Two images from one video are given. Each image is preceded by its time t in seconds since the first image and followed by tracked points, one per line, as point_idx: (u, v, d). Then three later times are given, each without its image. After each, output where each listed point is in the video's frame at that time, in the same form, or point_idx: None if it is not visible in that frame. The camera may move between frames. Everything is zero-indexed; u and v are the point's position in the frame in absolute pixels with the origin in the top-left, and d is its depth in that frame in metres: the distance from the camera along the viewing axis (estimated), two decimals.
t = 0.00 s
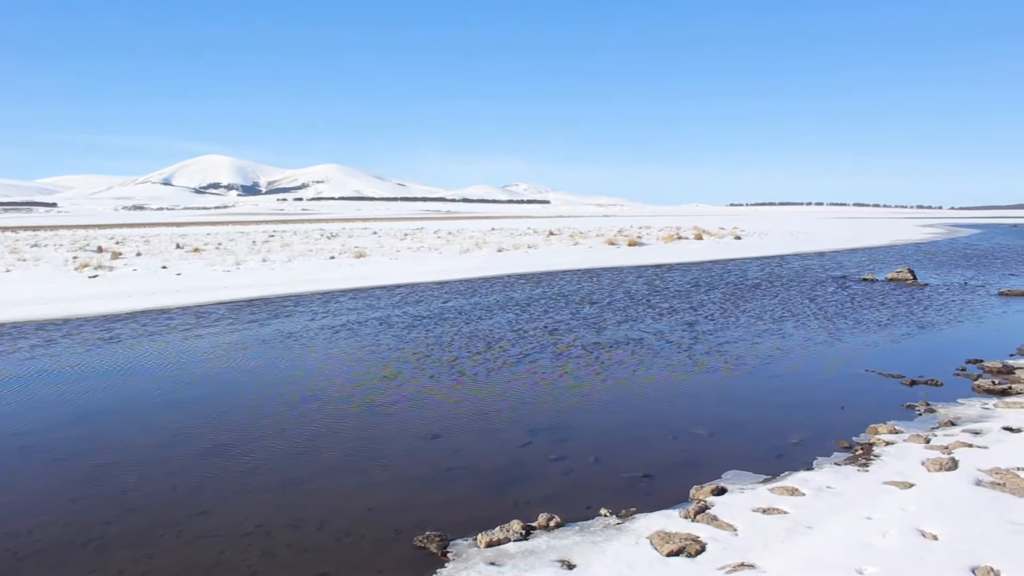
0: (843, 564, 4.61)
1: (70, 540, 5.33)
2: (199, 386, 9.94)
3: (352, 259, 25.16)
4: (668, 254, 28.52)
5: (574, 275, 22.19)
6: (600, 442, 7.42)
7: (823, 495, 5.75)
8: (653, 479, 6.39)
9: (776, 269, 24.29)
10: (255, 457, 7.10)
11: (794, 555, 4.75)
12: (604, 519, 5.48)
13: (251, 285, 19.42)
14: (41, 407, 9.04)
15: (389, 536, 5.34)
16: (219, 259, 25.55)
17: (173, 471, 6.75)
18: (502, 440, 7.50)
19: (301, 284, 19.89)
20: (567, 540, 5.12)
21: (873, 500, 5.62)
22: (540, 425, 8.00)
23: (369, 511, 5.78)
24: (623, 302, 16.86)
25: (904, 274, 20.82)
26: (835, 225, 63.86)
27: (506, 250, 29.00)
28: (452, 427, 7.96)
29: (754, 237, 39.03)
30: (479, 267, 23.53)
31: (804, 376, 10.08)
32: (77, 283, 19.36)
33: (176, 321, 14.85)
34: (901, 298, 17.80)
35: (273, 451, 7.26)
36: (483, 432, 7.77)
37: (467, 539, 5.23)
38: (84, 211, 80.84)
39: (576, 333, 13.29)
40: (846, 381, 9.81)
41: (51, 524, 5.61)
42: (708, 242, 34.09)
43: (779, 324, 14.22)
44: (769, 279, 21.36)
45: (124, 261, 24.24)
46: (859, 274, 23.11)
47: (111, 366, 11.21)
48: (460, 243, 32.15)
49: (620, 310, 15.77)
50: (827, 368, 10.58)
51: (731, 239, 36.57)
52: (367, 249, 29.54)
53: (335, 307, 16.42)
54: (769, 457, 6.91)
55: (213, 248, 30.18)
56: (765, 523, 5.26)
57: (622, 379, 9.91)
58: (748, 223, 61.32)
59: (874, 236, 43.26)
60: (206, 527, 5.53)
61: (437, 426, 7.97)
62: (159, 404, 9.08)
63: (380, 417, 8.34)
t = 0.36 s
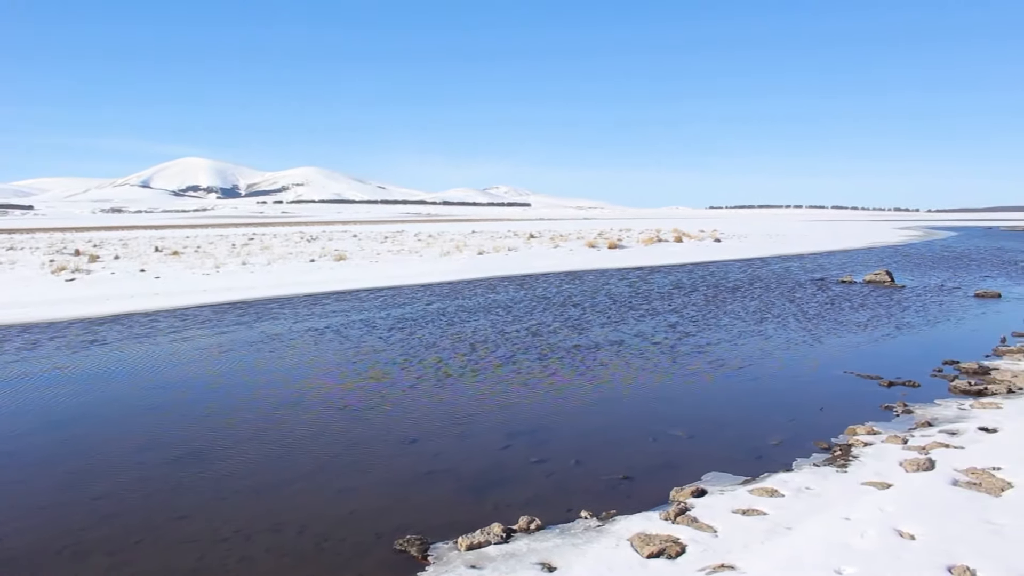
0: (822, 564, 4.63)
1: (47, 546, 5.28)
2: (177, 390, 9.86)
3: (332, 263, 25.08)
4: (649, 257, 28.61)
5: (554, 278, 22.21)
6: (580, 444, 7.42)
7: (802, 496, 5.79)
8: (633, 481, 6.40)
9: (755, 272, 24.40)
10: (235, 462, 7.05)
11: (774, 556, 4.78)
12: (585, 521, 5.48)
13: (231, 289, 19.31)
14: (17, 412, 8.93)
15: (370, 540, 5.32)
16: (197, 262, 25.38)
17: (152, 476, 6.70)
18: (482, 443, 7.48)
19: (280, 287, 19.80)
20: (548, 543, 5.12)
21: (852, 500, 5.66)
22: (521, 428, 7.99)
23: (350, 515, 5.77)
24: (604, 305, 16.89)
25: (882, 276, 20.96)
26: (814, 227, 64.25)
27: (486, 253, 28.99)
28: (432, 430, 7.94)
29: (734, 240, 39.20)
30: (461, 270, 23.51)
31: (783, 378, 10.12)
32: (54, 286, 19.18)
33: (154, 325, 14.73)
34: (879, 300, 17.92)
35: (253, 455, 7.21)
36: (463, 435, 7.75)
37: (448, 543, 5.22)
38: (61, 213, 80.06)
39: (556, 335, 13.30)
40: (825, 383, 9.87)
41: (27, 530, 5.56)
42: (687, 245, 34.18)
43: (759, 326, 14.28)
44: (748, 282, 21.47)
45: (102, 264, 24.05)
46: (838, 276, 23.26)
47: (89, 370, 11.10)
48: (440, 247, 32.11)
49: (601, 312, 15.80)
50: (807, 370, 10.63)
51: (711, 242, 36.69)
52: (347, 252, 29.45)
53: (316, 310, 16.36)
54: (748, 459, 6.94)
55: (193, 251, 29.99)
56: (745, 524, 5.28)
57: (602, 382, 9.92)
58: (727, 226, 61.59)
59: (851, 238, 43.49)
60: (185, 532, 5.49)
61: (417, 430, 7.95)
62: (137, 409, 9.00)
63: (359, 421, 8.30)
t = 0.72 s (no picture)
0: (803, 564, 4.65)
1: (26, 553, 5.23)
2: (158, 395, 9.79)
3: (315, 266, 25.01)
4: (632, 259, 28.66)
5: (537, 281, 22.23)
6: (563, 447, 7.42)
7: (784, 497, 5.81)
8: (616, 483, 6.41)
9: (737, 274, 24.49)
10: (217, 467, 7.00)
11: (755, 557, 4.79)
12: (568, 524, 5.49)
13: (212, 292, 19.21)
14: None
15: (352, 544, 5.30)
16: (179, 265, 25.28)
17: (133, 481, 6.65)
18: (465, 446, 7.47)
19: (262, 290, 19.70)
20: (531, 545, 5.12)
21: (834, 502, 5.69)
22: (504, 431, 7.98)
23: (333, 519, 5.75)
24: (587, 308, 16.90)
25: (863, 279, 21.09)
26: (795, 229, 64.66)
27: (469, 255, 28.99)
28: (415, 434, 7.91)
29: (717, 243, 39.33)
30: (444, 273, 23.49)
31: (765, 381, 10.16)
32: (34, 290, 19.01)
33: (135, 328, 14.63)
34: (860, 302, 18.03)
35: (235, 460, 7.18)
36: (446, 439, 7.74)
37: (431, 546, 5.21)
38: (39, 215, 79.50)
39: (539, 338, 13.30)
40: (806, 385, 9.91)
41: (6, 535, 5.50)
42: (669, 248, 34.29)
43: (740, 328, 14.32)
44: (731, 285, 21.55)
45: (82, 268, 23.86)
46: (818, 279, 23.39)
47: (68, 374, 11.01)
48: (422, 250, 32.07)
49: (585, 315, 15.82)
50: (788, 372, 10.66)
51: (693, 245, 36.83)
52: (330, 255, 29.36)
53: (298, 314, 16.31)
54: (730, 460, 6.96)
55: (174, 254, 29.80)
56: (727, 526, 5.29)
57: (585, 385, 9.93)
58: (709, 228, 61.83)
59: (833, 241, 43.67)
60: (166, 536, 5.45)
61: (400, 434, 7.92)
62: (117, 413, 8.92)
63: (341, 425, 8.26)
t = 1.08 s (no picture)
0: (786, 566, 4.67)
1: (6, 559, 5.18)
2: (140, 399, 9.74)
3: (298, 269, 24.91)
4: (615, 262, 28.72)
5: (522, 283, 22.24)
6: (546, 450, 7.43)
7: (767, 499, 5.84)
8: (600, 485, 6.42)
9: (720, 277, 24.59)
10: (198, 471, 6.96)
11: (738, 558, 4.81)
12: (553, 527, 5.49)
13: (195, 295, 19.10)
14: None
15: (336, 548, 5.28)
16: (162, 268, 25.16)
17: (114, 486, 6.59)
18: (448, 449, 7.47)
19: (245, 293, 19.61)
20: (515, 548, 5.12)
21: (816, 503, 5.72)
22: (487, 434, 7.97)
23: (317, 523, 5.72)
24: (571, 310, 16.93)
25: (846, 280, 21.20)
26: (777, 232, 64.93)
27: (453, 258, 29.01)
28: (398, 437, 7.89)
29: (700, 245, 39.47)
30: (428, 276, 23.48)
31: (749, 382, 10.20)
32: (14, 293, 18.85)
33: (118, 332, 14.55)
34: (843, 304, 18.12)
35: (217, 463, 7.15)
36: (430, 441, 7.73)
37: (415, 549, 5.20)
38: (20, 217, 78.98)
39: (523, 341, 13.31)
40: (790, 387, 9.96)
41: None
42: (653, 250, 34.38)
43: (724, 331, 14.37)
44: (714, 287, 21.63)
45: (63, 271, 23.69)
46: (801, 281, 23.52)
47: (50, 378, 10.95)
48: (407, 253, 32.03)
49: (569, 318, 15.85)
50: (771, 374, 10.72)
51: (677, 246, 36.98)
52: (313, 257, 29.29)
53: (282, 317, 16.25)
54: (714, 462, 6.99)
55: (157, 257, 29.66)
56: (710, 528, 5.31)
57: (569, 388, 9.94)
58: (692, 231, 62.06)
59: (815, 244, 43.92)
60: (148, 541, 5.42)
61: (383, 437, 7.90)
62: (100, 418, 8.88)
63: (325, 428, 8.25)
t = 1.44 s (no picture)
0: (765, 567, 4.69)
1: None
2: (118, 402, 9.68)
3: (276, 271, 24.78)
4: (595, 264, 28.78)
5: (501, 286, 22.25)
6: (526, 452, 7.43)
7: (746, 500, 5.87)
8: (579, 488, 6.42)
9: (699, 279, 24.67)
10: (175, 475, 6.92)
11: (717, 559, 4.84)
12: (532, 529, 5.49)
13: (173, 298, 18.98)
14: None
15: (315, 552, 5.26)
16: (140, 271, 25.01)
17: (91, 491, 6.54)
18: (428, 452, 7.45)
19: (223, 296, 19.49)
20: (495, 551, 5.12)
21: (794, 504, 5.75)
22: (467, 437, 7.96)
23: (295, 527, 5.69)
24: (552, 312, 16.95)
25: (823, 282, 21.32)
26: (756, 234, 65.28)
27: (432, 260, 29.00)
28: (377, 440, 7.87)
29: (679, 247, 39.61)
30: (407, 279, 23.43)
31: (728, 384, 10.25)
32: None
33: (95, 335, 14.45)
34: (821, 306, 18.24)
35: (194, 467, 7.10)
36: (409, 444, 7.71)
37: (395, 553, 5.18)
38: None
39: (503, 343, 13.32)
40: (769, 388, 10.02)
41: None
42: (632, 252, 34.35)
43: (703, 333, 14.43)
44: (694, 289, 21.73)
45: (39, 274, 23.48)
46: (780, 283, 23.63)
47: (26, 381, 10.86)
48: (387, 255, 32.01)
49: (550, 320, 15.86)
50: (749, 375, 10.78)
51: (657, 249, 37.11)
52: (291, 260, 29.17)
53: (262, 319, 16.18)
54: (693, 463, 7.02)
55: (134, 260, 29.44)
56: (689, 529, 5.33)
57: (549, 389, 9.95)
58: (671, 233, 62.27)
59: (793, 246, 44.20)
60: (125, 546, 5.37)
61: (362, 440, 7.88)
62: (76, 421, 8.81)
63: (304, 431, 8.22)
